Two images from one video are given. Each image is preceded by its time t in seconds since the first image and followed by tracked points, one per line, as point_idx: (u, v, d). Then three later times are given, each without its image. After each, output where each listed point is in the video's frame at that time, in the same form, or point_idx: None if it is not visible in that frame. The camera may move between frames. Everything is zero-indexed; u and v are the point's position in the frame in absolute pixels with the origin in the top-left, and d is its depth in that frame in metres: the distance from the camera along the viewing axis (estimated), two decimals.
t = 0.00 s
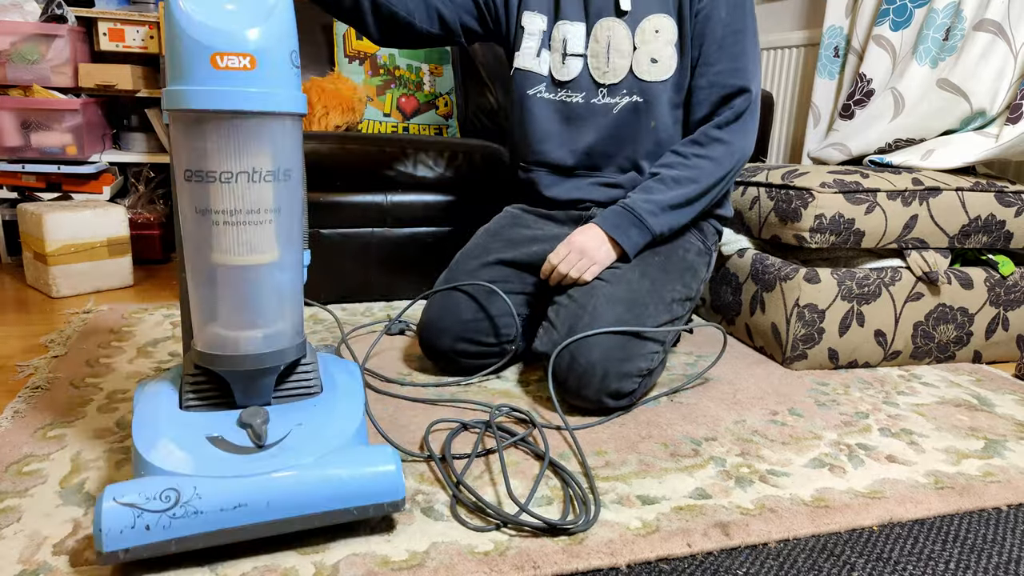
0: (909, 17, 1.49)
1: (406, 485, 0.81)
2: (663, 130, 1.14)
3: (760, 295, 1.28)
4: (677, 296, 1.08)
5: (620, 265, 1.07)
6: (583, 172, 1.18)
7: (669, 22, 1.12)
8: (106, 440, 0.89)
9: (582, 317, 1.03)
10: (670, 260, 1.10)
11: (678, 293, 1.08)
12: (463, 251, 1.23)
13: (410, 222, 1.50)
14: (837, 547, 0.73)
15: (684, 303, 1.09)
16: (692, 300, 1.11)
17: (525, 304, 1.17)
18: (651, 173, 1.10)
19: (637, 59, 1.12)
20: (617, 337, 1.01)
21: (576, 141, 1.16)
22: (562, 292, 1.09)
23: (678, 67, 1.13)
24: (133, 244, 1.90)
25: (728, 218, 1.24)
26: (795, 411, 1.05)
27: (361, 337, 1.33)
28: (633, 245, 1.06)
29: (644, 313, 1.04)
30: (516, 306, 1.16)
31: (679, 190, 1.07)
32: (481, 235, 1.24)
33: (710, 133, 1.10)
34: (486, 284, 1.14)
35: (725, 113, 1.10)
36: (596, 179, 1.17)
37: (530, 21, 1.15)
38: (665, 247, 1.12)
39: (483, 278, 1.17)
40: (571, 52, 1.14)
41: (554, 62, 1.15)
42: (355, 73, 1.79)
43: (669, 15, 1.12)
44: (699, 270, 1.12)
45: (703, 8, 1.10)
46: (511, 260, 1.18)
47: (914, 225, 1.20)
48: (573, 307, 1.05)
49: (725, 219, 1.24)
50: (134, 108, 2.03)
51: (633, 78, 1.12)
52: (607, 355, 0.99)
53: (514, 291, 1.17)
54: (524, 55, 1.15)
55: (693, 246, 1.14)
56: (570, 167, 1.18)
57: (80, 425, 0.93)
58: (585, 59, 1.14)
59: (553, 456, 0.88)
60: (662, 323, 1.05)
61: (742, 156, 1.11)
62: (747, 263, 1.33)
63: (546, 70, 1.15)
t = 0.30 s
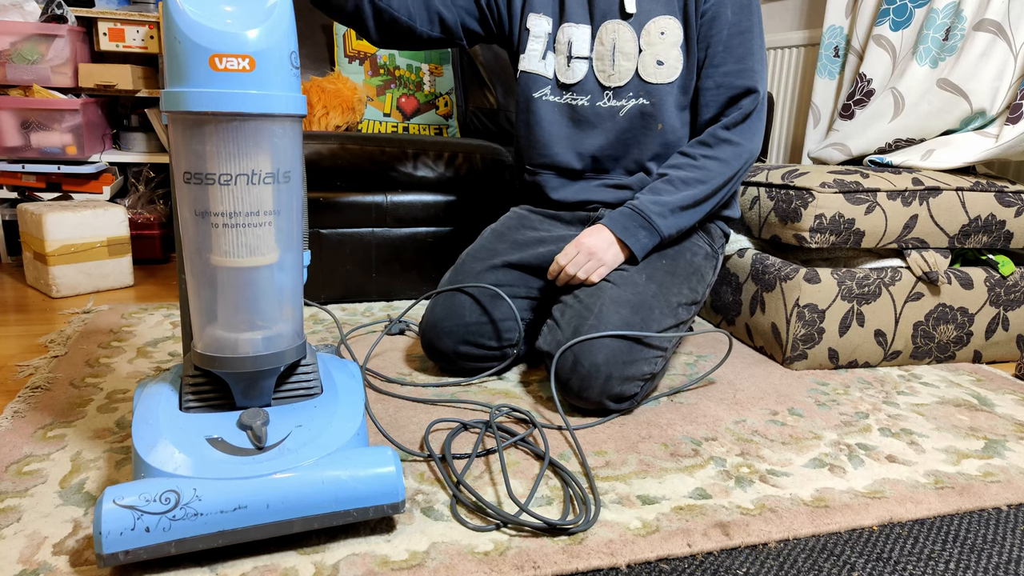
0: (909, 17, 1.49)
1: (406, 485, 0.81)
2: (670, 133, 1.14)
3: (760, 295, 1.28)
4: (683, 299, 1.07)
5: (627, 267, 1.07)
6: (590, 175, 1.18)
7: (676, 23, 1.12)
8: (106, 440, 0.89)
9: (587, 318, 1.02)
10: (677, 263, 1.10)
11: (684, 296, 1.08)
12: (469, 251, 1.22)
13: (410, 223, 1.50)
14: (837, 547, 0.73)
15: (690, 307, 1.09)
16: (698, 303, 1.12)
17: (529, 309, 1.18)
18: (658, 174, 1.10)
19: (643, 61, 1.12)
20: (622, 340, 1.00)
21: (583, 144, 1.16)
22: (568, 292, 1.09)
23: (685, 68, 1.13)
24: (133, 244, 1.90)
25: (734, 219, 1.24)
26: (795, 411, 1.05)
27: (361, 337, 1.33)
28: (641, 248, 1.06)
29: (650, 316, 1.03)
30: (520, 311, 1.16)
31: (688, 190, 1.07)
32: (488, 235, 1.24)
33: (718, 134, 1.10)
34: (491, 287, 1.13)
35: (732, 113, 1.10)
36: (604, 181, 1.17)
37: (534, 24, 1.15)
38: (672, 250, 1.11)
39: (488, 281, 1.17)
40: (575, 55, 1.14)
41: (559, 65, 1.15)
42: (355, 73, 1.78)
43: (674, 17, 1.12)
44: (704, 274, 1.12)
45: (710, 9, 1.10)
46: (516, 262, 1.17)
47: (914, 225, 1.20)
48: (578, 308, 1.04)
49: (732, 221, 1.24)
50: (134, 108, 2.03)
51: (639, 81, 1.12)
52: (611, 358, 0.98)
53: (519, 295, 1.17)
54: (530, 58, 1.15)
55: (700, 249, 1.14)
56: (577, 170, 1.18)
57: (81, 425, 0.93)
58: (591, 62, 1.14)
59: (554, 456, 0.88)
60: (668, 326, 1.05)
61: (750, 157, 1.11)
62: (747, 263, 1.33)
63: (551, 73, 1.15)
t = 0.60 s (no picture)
0: (909, 17, 1.49)
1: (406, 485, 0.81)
2: (670, 133, 1.14)
3: (760, 295, 1.28)
4: (683, 300, 1.07)
5: (628, 266, 1.08)
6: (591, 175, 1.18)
7: (675, 24, 1.12)
8: (106, 440, 0.89)
9: (587, 318, 1.02)
10: (678, 263, 1.10)
11: (684, 297, 1.08)
12: (469, 251, 1.22)
13: (409, 223, 1.50)
14: (837, 547, 0.73)
15: (690, 307, 1.09)
16: (698, 303, 1.11)
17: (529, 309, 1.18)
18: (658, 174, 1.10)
19: (642, 62, 1.12)
20: (622, 340, 1.00)
21: (583, 145, 1.16)
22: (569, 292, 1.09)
23: (685, 68, 1.13)
24: (133, 245, 1.90)
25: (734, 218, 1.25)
26: (795, 411, 1.05)
27: (361, 337, 1.33)
28: (642, 248, 1.06)
29: (651, 317, 1.03)
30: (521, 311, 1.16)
31: (688, 190, 1.07)
32: (488, 235, 1.24)
33: (718, 134, 1.10)
34: (492, 288, 1.13)
35: (732, 113, 1.10)
36: (604, 181, 1.18)
37: (535, 24, 1.15)
38: (673, 250, 1.11)
39: (488, 281, 1.16)
40: (576, 56, 1.14)
41: (559, 65, 1.15)
42: (355, 73, 1.78)
43: (673, 17, 1.12)
44: (705, 274, 1.12)
45: (710, 9, 1.10)
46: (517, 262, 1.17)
47: (914, 225, 1.20)
48: (579, 308, 1.04)
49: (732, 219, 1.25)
50: (133, 108, 2.03)
51: (639, 82, 1.12)
52: (611, 359, 0.98)
53: (520, 295, 1.17)
54: (531, 58, 1.15)
55: (701, 249, 1.14)
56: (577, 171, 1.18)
57: (81, 425, 0.93)
58: (591, 63, 1.14)
59: (554, 456, 0.88)
60: (668, 327, 1.05)
61: (750, 156, 1.11)
62: (747, 262, 1.33)
63: (552, 73, 1.15)
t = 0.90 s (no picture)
0: (909, 17, 1.49)
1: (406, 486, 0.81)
2: (665, 129, 1.14)
3: (760, 295, 1.28)
4: (680, 298, 1.07)
5: (624, 265, 1.08)
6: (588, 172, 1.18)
7: (673, 21, 1.12)
8: (106, 440, 0.89)
9: (585, 318, 1.02)
10: (674, 262, 1.10)
11: (681, 295, 1.08)
12: (466, 252, 1.22)
13: (410, 223, 1.50)
14: (837, 547, 0.73)
15: (687, 305, 1.09)
16: (694, 302, 1.11)
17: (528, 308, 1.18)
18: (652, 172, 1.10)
19: (639, 58, 1.12)
20: (619, 339, 1.00)
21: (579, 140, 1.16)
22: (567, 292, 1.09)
23: (681, 64, 1.13)
24: (132, 245, 1.90)
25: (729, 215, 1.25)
26: (795, 411, 1.05)
27: (361, 337, 1.33)
28: (638, 247, 1.06)
29: (647, 315, 1.03)
30: (518, 309, 1.16)
31: (683, 189, 1.07)
32: (486, 235, 1.24)
33: (712, 130, 1.10)
34: (490, 287, 1.13)
35: (726, 109, 1.10)
36: (601, 178, 1.17)
37: (535, 18, 1.15)
38: (669, 248, 1.11)
39: (486, 280, 1.17)
40: (574, 50, 1.14)
41: (557, 59, 1.15)
42: (355, 73, 1.78)
43: (671, 13, 1.12)
44: (701, 272, 1.12)
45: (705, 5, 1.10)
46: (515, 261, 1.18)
47: (914, 225, 1.20)
48: (576, 308, 1.05)
49: (728, 216, 1.25)
50: (133, 108, 2.03)
51: (635, 78, 1.12)
52: (609, 358, 0.98)
53: (518, 294, 1.17)
54: (530, 52, 1.16)
55: (697, 247, 1.14)
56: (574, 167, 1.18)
57: (81, 425, 0.93)
58: (588, 57, 1.14)
59: (553, 457, 0.88)
60: (664, 325, 1.05)
61: (745, 152, 1.12)
62: (747, 262, 1.33)
63: (550, 66, 1.15)
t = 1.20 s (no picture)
0: (909, 17, 1.49)
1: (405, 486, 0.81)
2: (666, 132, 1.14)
3: (760, 295, 1.28)
4: (676, 295, 1.07)
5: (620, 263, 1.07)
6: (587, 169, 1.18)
7: (677, 24, 1.12)
8: (106, 441, 0.89)
9: (582, 317, 1.03)
10: (669, 260, 1.10)
11: (677, 292, 1.08)
12: (463, 251, 1.23)
13: (410, 223, 1.50)
14: (837, 547, 0.73)
15: (684, 303, 1.09)
16: (690, 300, 1.11)
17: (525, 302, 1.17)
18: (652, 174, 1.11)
19: (643, 61, 1.13)
20: (617, 337, 1.00)
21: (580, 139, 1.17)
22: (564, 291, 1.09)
23: (684, 68, 1.12)
24: (132, 244, 1.90)
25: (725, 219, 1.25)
26: (796, 411, 1.05)
27: (361, 337, 1.33)
28: (634, 245, 1.06)
29: (645, 313, 1.03)
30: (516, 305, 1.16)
31: (681, 190, 1.07)
32: (483, 234, 1.24)
33: (713, 136, 1.09)
34: (487, 282, 1.14)
35: (724, 114, 1.09)
36: (597, 176, 1.17)
37: (536, 32, 1.21)
38: (664, 246, 1.12)
39: (484, 277, 1.17)
40: (580, 55, 1.17)
41: (562, 66, 1.19)
42: (355, 74, 1.78)
43: (676, 18, 1.13)
44: (697, 270, 1.12)
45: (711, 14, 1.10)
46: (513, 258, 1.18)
47: (914, 225, 1.20)
48: (573, 307, 1.05)
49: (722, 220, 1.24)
50: (133, 108, 2.03)
51: (639, 79, 1.13)
52: (607, 356, 0.98)
53: (515, 289, 1.17)
54: (534, 64, 1.21)
55: (691, 247, 1.14)
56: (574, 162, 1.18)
57: (81, 425, 0.93)
58: (593, 61, 1.17)
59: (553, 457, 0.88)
60: (661, 322, 1.05)
61: (744, 158, 1.11)
62: (747, 263, 1.33)
63: (554, 75, 1.19)
